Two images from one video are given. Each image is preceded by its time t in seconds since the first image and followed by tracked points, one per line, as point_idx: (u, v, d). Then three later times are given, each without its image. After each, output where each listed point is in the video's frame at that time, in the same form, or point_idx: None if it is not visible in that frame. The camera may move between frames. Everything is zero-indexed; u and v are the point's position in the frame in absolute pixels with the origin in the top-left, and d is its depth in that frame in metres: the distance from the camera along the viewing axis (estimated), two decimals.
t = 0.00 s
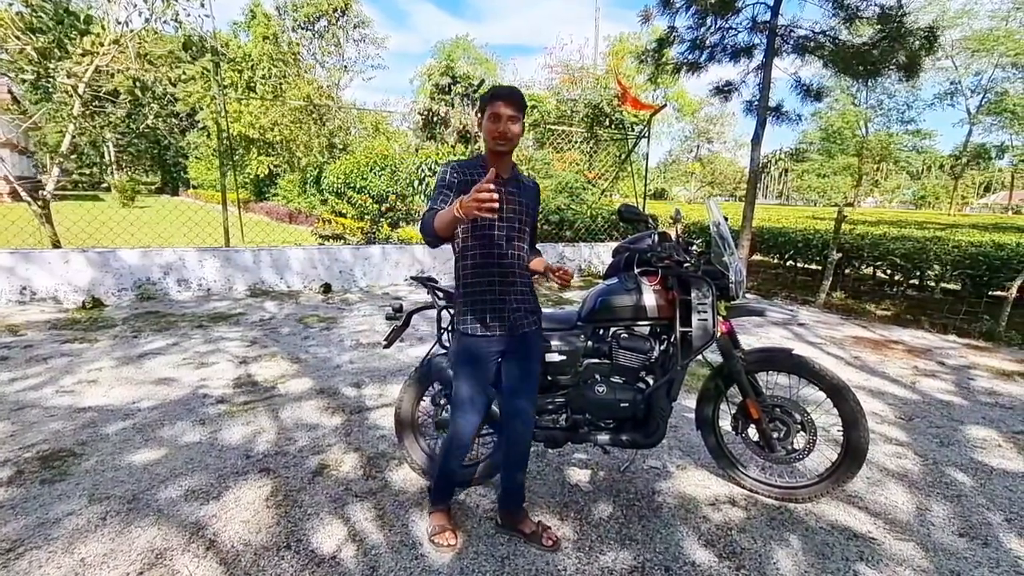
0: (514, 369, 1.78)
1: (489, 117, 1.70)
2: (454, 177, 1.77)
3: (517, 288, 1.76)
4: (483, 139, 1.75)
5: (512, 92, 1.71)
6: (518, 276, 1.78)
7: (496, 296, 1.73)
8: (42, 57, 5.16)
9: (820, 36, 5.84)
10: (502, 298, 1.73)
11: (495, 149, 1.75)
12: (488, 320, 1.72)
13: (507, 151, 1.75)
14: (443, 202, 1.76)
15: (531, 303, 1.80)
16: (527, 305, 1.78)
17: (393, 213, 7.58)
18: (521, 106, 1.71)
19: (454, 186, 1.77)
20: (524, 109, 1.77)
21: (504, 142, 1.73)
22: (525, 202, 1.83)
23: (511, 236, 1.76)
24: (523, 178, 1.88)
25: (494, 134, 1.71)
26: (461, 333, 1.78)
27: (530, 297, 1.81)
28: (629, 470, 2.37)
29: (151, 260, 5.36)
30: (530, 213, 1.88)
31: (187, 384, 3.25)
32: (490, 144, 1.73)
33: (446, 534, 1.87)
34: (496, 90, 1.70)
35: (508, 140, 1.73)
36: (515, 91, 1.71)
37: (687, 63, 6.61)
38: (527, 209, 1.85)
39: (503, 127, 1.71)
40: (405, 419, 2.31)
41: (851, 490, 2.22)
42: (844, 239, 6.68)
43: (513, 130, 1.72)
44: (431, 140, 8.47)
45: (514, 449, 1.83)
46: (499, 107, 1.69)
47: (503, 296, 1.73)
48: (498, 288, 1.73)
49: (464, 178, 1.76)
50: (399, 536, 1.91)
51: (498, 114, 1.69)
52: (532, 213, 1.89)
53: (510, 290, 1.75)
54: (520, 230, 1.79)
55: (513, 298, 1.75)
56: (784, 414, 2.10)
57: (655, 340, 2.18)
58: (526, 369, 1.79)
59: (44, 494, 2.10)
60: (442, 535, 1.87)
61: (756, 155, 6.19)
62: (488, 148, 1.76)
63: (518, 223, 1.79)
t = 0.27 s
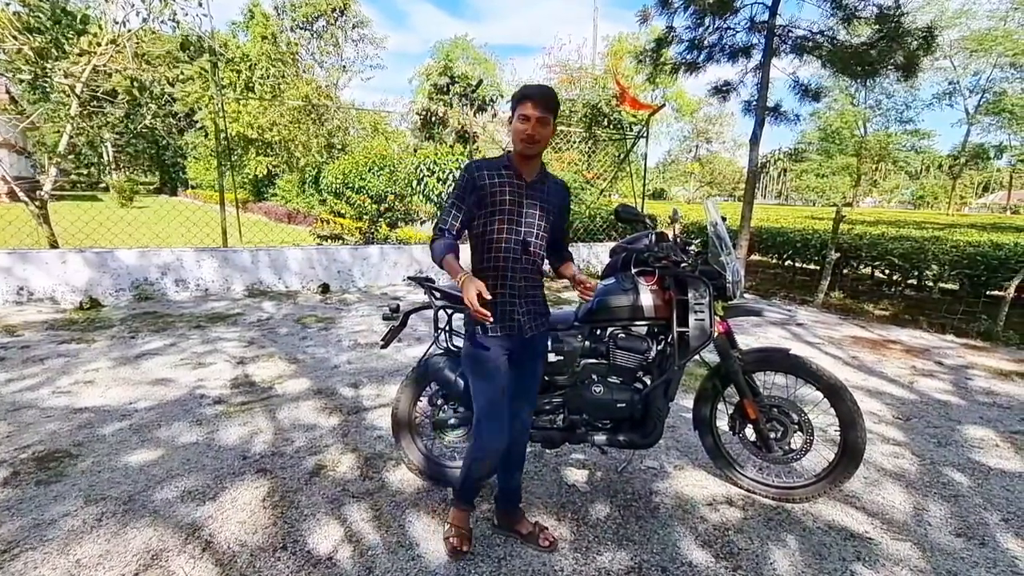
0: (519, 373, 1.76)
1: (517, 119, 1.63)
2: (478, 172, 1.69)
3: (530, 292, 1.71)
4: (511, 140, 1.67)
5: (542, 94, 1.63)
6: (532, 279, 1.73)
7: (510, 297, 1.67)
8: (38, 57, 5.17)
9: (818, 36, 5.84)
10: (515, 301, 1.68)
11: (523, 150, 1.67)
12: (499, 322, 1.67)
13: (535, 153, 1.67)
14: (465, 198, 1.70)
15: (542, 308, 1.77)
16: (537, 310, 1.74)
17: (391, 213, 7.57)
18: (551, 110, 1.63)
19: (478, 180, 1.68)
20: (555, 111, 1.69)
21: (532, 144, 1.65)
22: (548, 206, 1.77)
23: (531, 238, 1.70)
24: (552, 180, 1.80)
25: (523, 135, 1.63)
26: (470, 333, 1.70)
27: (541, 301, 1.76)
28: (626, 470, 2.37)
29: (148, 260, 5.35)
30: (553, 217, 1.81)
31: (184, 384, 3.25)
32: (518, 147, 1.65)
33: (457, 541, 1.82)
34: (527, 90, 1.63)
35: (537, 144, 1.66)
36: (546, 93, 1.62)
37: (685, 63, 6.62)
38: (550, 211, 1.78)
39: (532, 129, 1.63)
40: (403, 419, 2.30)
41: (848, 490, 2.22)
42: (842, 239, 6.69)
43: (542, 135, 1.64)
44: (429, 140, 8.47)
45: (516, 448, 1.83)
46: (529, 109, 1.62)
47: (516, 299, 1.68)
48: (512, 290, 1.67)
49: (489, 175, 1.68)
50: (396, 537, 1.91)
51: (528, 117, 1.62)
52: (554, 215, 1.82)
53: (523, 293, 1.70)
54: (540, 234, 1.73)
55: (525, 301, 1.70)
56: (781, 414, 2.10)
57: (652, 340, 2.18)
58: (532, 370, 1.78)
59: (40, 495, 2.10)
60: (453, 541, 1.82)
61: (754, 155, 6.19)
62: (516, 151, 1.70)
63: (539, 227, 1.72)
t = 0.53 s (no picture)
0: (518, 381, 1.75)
1: (517, 117, 1.62)
2: (478, 174, 1.67)
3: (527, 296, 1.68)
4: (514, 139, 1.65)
5: (542, 91, 1.60)
6: (532, 284, 1.70)
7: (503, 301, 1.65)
8: (35, 57, 5.15)
9: (815, 36, 5.84)
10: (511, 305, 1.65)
11: (526, 149, 1.64)
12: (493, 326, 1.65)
13: (538, 152, 1.64)
14: (465, 199, 1.68)
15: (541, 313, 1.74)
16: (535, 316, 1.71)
17: (389, 214, 7.57)
18: (553, 106, 1.60)
19: (477, 182, 1.67)
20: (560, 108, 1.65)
21: (534, 143, 1.62)
22: (553, 207, 1.71)
23: (531, 241, 1.66)
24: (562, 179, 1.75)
25: (523, 133, 1.61)
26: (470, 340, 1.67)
27: (539, 307, 1.73)
28: (621, 471, 2.37)
29: (145, 261, 5.34)
30: (561, 218, 1.76)
31: (180, 385, 3.24)
32: (520, 146, 1.63)
33: None
34: (525, 88, 1.61)
35: (541, 142, 1.63)
36: (547, 89, 1.59)
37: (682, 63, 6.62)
38: (556, 214, 1.73)
39: (533, 127, 1.60)
40: (397, 420, 2.30)
41: (842, 490, 2.22)
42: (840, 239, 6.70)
43: (544, 133, 1.61)
44: (427, 141, 8.47)
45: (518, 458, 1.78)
46: (529, 107, 1.60)
47: (512, 304, 1.65)
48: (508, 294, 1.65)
49: (489, 176, 1.66)
50: (389, 538, 1.90)
51: (528, 114, 1.59)
52: (561, 218, 1.77)
53: (520, 297, 1.66)
54: (542, 237, 1.68)
55: (522, 306, 1.67)
56: (775, 414, 2.10)
57: (647, 340, 2.18)
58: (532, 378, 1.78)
59: (33, 496, 2.09)
60: None
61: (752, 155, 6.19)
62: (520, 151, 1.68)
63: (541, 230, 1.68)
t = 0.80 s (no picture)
0: (507, 390, 1.70)
1: (500, 118, 1.60)
2: (461, 179, 1.67)
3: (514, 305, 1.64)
4: (500, 139, 1.63)
5: (523, 87, 1.57)
6: (521, 292, 1.65)
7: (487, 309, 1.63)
8: (28, 58, 5.17)
9: (810, 36, 5.83)
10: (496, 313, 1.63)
11: (512, 149, 1.61)
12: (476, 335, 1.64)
13: (525, 151, 1.61)
14: (448, 206, 1.69)
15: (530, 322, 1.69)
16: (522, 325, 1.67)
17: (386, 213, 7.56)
18: (535, 103, 1.57)
19: (462, 188, 1.66)
20: (545, 104, 1.61)
21: (519, 141, 1.60)
22: (544, 212, 1.65)
23: (518, 248, 1.61)
24: (556, 180, 1.70)
25: (507, 133, 1.59)
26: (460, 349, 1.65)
27: (528, 317, 1.69)
28: (610, 472, 2.36)
29: (139, 261, 5.33)
30: (554, 223, 1.69)
31: (171, 386, 3.23)
32: (506, 146, 1.61)
33: None
34: (505, 86, 1.58)
35: (526, 141, 1.60)
36: (528, 85, 1.57)
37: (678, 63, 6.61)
38: (549, 218, 1.66)
39: (516, 126, 1.59)
40: (385, 422, 2.29)
41: (832, 491, 2.21)
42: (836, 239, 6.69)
43: (527, 130, 1.59)
44: (423, 141, 8.45)
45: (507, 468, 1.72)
46: (510, 104, 1.57)
47: (500, 314, 1.62)
48: (492, 302, 1.62)
49: (474, 181, 1.64)
50: (375, 541, 1.89)
51: (510, 113, 1.57)
52: (555, 223, 1.70)
53: (506, 305, 1.63)
54: (530, 244, 1.62)
55: (509, 315, 1.64)
56: (763, 415, 2.10)
57: (635, 342, 2.18)
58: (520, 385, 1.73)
59: (19, 498, 2.09)
60: None
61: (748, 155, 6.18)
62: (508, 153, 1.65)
63: (530, 236, 1.62)
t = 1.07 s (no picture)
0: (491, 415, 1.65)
1: (470, 119, 1.54)
2: (430, 187, 1.55)
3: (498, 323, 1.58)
4: (470, 142, 1.56)
5: (492, 85, 1.51)
6: (501, 311, 1.58)
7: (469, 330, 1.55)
8: (20, 59, 5.10)
9: (804, 36, 5.83)
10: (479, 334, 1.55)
11: (482, 152, 1.54)
12: (456, 361, 1.55)
13: (496, 153, 1.53)
14: (418, 213, 1.56)
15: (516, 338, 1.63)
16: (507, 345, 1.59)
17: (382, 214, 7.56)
18: (504, 101, 1.51)
19: (430, 200, 1.55)
20: (516, 104, 1.55)
21: (489, 143, 1.52)
22: (524, 220, 1.57)
23: (498, 266, 1.54)
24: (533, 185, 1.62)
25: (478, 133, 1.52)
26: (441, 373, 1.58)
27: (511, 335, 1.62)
28: (597, 474, 2.36)
29: (133, 263, 5.33)
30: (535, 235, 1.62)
31: (161, 388, 3.23)
32: (476, 149, 1.54)
33: None
34: (474, 86, 1.52)
35: (497, 142, 1.53)
36: (498, 84, 1.50)
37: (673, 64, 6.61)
38: (529, 227, 1.59)
39: (487, 126, 1.52)
40: (371, 424, 2.29)
41: (819, 493, 2.21)
42: (831, 240, 6.69)
43: (497, 129, 1.51)
44: (419, 142, 8.45)
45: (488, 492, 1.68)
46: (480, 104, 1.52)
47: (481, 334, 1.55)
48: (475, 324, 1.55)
49: (447, 190, 1.53)
50: (358, 543, 1.89)
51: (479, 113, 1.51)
52: (535, 235, 1.64)
53: (490, 324, 1.57)
54: (511, 261, 1.55)
55: (495, 335, 1.57)
56: (749, 417, 2.10)
57: (621, 344, 2.18)
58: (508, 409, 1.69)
59: (4, 501, 2.09)
60: None
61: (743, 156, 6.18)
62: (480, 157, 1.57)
63: (509, 251, 1.55)
